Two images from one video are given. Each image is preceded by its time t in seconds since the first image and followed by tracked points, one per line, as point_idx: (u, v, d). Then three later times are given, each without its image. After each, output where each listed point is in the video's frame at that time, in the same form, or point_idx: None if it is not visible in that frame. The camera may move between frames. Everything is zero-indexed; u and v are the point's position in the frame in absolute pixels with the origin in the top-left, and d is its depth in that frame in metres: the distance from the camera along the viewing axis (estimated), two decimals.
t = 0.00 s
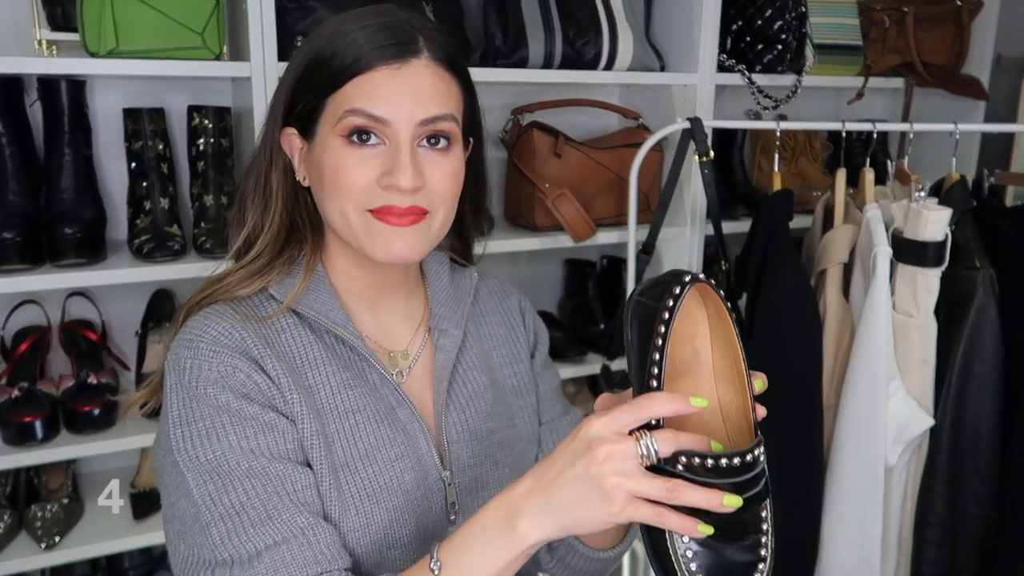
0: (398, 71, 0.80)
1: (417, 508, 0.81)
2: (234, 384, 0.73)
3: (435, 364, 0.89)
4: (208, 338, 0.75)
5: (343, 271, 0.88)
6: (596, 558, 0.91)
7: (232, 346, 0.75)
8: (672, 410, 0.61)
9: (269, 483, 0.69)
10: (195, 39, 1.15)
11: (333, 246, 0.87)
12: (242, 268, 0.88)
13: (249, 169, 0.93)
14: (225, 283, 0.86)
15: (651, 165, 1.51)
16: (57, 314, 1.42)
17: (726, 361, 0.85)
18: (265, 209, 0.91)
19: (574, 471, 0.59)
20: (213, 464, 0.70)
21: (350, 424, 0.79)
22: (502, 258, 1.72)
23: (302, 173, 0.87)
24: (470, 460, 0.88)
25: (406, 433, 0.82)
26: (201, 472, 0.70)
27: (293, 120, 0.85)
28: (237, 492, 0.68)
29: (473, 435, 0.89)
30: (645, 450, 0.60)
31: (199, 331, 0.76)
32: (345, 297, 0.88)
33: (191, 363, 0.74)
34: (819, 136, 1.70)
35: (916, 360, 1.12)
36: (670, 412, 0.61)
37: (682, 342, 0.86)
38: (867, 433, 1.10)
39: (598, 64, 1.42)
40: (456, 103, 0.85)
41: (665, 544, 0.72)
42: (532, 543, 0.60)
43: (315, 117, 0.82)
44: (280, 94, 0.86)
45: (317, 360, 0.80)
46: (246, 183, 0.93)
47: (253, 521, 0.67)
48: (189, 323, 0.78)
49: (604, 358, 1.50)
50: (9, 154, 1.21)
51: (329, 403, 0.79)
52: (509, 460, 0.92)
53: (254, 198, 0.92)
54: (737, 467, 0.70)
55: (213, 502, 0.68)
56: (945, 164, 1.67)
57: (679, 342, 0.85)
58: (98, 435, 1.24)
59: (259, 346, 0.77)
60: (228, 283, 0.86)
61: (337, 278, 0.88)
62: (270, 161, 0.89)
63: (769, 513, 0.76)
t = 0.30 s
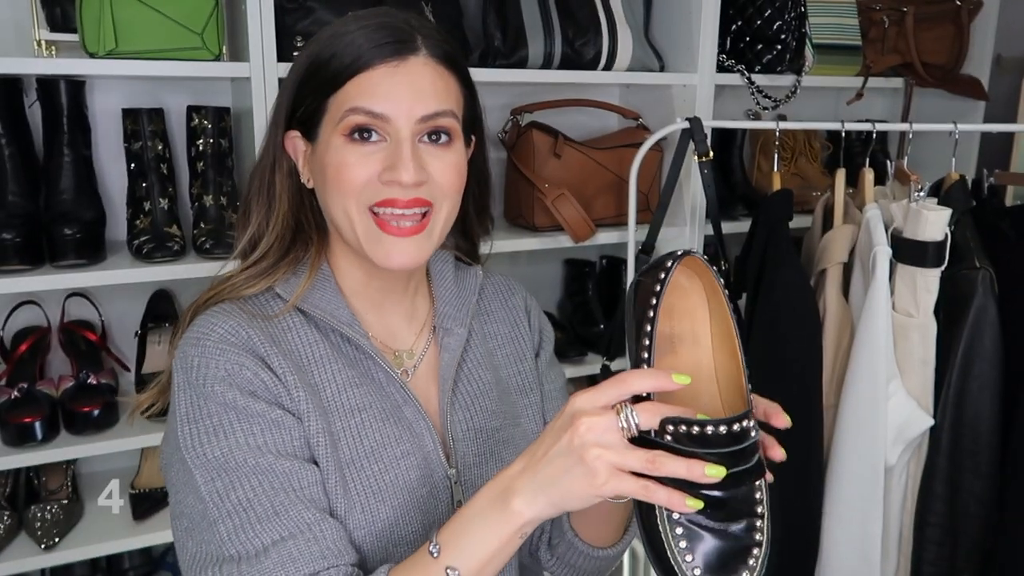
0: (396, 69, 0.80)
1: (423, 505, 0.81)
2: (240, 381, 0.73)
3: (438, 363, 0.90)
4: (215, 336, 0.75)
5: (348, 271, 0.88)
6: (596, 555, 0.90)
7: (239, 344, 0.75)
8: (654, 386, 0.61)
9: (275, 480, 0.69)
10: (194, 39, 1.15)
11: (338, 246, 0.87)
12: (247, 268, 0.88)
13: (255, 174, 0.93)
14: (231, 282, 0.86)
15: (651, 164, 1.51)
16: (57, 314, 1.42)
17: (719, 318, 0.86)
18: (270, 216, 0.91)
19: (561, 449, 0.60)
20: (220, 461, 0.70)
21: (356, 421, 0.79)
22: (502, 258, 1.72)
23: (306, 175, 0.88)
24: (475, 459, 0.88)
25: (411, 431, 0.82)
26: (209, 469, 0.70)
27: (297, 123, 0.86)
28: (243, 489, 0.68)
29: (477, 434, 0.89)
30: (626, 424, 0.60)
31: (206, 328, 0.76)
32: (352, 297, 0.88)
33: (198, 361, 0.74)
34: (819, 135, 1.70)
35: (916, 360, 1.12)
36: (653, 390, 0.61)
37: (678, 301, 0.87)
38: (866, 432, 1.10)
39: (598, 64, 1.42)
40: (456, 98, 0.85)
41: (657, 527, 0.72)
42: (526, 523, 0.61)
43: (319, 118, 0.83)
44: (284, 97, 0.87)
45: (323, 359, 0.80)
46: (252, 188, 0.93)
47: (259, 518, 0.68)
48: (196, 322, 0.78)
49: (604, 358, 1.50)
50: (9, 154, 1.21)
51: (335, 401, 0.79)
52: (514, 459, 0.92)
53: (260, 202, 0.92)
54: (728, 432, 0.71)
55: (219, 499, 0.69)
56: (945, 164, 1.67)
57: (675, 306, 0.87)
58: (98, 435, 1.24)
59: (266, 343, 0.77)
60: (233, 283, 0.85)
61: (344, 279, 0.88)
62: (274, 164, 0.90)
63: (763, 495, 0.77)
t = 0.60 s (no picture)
0: (416, 68, 0.80)
1: (421, 521, 0.80)
2: (259, 388, 0.72)
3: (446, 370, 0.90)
4: (233, 339, 0.74)
5: (357, 275, 0.88)
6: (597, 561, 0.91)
7: (258, 349, 0.75)
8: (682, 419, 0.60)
9: (289, 490, 0.69)
10: (193, 39, 1.14)
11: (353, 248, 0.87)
12: (263, 269, 0.88)
13: (272, 175, 0.93)
14: (245, 283, 0.85)
15: (651, 164, 1.51)
16: (56, 314, 1.42)
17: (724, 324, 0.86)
18: (288, 215, 0.91)
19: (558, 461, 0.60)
20: (234, 469, 0.69)
21: (367, 431, 0.79)
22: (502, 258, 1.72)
23: (324, 176, 0.88)
24: (480, 467, 0.88)
25: (421, 442, 0.82)
26: (222, 476, 0.69)
27: (314, 125, 0.86)
28: (256, 498, 0.68)
29: (482, 442, 0.89)
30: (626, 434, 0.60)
31: (224, 331, 0.75)
32: (368, 302, 0.88)
33: (216, 365, 0.73)
34: (819, 135, 1.70)
35: (916, 360, 1.12)
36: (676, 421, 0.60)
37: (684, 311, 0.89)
38: (866, 433, 1.10)
39: (598, 64, 1.42)
40: (476, 98, 0.85)
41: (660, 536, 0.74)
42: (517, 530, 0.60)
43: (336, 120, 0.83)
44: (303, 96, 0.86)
45: (338, 366, 0.80)
46: (269, 190, 0.93)
47: (270, 528, 0.67)
48: (213, 324, 0.77)
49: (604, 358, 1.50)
50: (8, 155, 1.21)
51: (348, 409, 0.79)
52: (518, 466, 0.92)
53: (275, 205, 0.92)
54: (728, 445, 0.73)
55: (232, 507, 0.68)
56: (944, 164, 1.67)
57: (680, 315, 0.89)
58: (98, 436, 1.24)
59: (285, 350, 0.76)
60: (248, 284, 0.85)
61: (358, 282, 0.88)
62: (291, 165, 0.90)
63: (765, 504, 0.77)
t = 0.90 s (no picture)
0: (451, 80, 0.78)
1: (428, 523, 0.81)
2: (264, 370, 0.69)
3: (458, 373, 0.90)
4: (249, 324, 0.73)
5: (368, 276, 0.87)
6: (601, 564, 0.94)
7: (272, 337, 0.73)
8: None
9: (249, 470, 0.62)
10: (193, 39, 1.14)
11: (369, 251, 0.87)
12: (280, 271, 0.86)
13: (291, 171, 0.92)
14: (261, 283, 0.84)
15: (651, 164, 1.51)
16: (56, 315, 1.42)
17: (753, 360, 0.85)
18: (310, 219, 0.90)
19: None
20: (204, 435, 0.62)
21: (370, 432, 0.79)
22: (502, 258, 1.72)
23: (345, 178, 0.87)
24: (489, 472, 0.88)
25: (425, 449, 0.81)
26: (190, 439, 0.62)
27: (339, 125, 0.84)
28: (216, 468, 0.60)
29: (492, 447, 0.88)
30: None
31: (239, 317, 0.74)
32: (383, 303, 0.88)
33: (226, 341, 0.70)
34: (819, 135, 1.70)
35: (916, 360, 1.12)
36: None
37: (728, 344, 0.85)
38: (866, 432, 1.10)
39: (597, 64, 1.42)
40: (506, 109, 0.84)
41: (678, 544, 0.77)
42: None
43: (361, 127, 0.81)
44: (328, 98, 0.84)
45: (350, 368, 0.79)
46: (288, 187, 0.92)
47: (214, 502, 0.58)
48: (229, 311, 0.75)
49: (605, 358, 1.50)
50: (8, 155, 1.21)
51: (354, 414, 0.78)
52: (525, 471, 0.92)
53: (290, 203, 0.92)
54: (758, 479, 0.77)
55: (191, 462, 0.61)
56: (944, 164, 1.68)
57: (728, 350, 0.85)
58: (98, 436, 1.24)
59: (300, 343, 0.74)
60: (265, 285, 0.84)
61: (377, 282, 0.88)
62: (313, 164, 0.88)
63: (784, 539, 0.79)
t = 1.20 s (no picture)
0: (464, 88, 0.78)
1: (427, 527, 0.81)
2: (273, 358, 0.68)
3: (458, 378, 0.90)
4: (257, 315, 0.72)
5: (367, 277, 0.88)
6: (596, 565, 0.94)
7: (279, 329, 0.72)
8: None
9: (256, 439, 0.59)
10: (193, 39, 1.14)
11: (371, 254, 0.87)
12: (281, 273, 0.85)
13: (296, 171, 0.91)
14: (262, 283, 0.83)
15: (651, 164, 1.51)
16: (57, 314, 1.42)
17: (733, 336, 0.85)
18: (313, 222, 0.89)
19: None
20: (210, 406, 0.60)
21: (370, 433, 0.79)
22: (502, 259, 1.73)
23: (349, 180, 0.86)
24: (488, 476, 0.88)
25: (425, 453, 0.82)
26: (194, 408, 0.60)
27: (346, 127, 0.83)
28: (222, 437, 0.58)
29: (491, 452, 0.89)
30: None
31: (247, 309, 0.73)
32: (384, 308, 0.88)
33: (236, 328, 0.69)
34: (819, 135, 1.70)
35: (916, 360, 1.13)
36: None
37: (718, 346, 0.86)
38: (866, 433, 1.10)
39: (597, 64, 1.42)
40: (516, 117, 0.84)
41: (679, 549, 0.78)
42: None
43: (369, 131, 0.81)
44: (335, 99, 0.83)
45: (354, 370, 0.79)
46: (293, 187, 0.91)
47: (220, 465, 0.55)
48: (234, 304, 0.75)
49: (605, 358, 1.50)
50: (9, 155, 1.21)
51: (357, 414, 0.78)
52: (523, 474, 0.93)
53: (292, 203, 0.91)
54: (760, 491, 0.76)
55: (198, 429, 0.58)
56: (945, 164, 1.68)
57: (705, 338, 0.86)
58: (98, 436, 1.24)
59: (307, 340, 0.74)
60: (266, 285, 0.82)
61: (378, 286, 0.88)
62: (319, 164, 0.87)
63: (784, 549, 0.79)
